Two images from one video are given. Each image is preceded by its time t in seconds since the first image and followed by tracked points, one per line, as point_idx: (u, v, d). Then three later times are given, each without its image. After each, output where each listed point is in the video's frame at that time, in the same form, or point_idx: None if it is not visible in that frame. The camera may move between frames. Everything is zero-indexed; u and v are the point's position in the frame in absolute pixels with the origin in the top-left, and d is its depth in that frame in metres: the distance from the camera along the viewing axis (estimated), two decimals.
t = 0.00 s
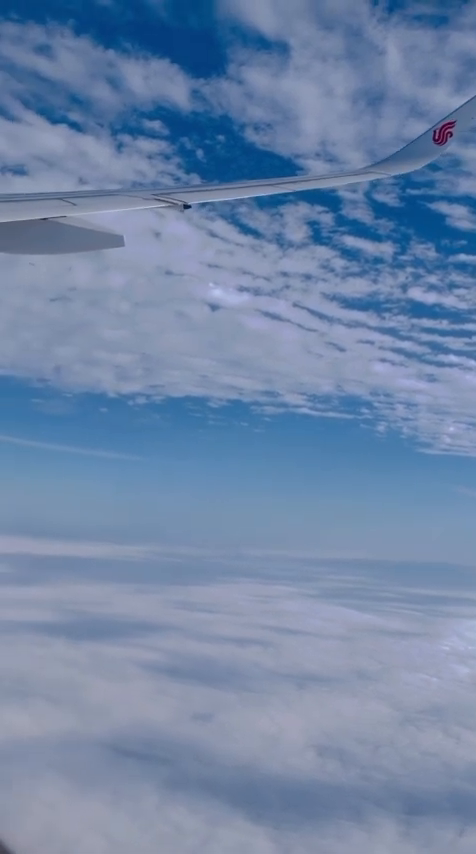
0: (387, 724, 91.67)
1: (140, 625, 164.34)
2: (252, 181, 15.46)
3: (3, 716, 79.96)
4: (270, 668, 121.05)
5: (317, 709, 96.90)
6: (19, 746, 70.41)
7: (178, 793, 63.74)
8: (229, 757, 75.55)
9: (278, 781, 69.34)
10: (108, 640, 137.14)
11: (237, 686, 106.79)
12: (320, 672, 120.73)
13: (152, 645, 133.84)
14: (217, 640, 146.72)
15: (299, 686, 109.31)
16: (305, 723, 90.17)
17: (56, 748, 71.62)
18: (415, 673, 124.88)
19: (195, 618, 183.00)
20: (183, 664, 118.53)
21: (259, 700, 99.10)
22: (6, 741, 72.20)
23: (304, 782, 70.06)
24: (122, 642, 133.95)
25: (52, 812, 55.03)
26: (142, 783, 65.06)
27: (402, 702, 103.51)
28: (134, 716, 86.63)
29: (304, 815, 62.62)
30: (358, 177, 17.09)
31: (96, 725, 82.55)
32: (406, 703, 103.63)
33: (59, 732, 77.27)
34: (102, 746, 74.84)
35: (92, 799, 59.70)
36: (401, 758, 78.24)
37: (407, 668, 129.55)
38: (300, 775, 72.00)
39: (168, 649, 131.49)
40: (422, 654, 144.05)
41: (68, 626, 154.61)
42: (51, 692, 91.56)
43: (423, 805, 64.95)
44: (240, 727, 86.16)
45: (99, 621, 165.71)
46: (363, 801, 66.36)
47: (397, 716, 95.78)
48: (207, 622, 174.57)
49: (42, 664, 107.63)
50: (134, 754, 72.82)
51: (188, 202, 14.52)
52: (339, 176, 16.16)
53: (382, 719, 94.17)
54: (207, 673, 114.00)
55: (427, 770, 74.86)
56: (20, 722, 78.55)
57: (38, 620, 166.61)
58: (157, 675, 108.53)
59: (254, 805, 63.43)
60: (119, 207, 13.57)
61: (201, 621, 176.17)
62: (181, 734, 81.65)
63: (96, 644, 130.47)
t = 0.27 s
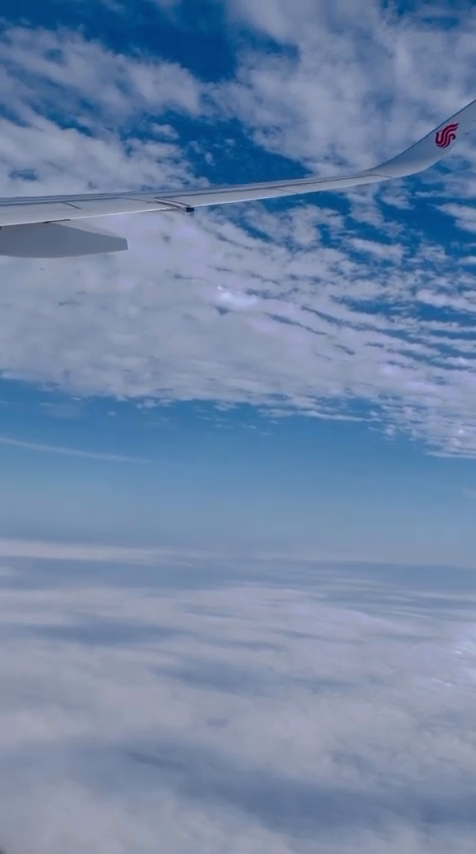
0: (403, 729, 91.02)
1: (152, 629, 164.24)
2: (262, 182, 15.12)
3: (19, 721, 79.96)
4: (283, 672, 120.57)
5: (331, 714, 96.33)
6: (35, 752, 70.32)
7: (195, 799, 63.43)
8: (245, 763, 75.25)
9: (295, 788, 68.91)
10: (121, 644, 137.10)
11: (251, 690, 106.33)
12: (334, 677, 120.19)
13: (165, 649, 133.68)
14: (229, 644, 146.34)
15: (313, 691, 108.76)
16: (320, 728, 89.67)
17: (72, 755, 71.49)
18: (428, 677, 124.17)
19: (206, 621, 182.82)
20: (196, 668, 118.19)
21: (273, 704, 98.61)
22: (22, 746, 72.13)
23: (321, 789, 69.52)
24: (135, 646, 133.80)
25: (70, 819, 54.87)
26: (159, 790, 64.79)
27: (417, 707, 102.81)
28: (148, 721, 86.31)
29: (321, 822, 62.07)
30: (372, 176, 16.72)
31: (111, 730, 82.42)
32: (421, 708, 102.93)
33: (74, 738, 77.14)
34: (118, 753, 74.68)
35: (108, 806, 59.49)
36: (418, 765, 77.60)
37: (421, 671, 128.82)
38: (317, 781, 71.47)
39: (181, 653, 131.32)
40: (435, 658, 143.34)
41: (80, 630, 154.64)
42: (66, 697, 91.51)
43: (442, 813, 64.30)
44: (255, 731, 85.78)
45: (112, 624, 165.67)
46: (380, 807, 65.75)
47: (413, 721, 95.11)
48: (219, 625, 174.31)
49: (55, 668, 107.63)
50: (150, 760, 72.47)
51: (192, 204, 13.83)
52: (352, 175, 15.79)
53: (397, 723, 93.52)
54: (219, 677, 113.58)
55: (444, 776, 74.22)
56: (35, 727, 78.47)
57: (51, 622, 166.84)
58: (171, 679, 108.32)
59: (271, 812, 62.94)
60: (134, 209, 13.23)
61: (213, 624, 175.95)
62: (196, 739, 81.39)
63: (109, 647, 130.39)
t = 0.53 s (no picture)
0: (414, 735, 90.61)
1: (158, 633, 163.74)
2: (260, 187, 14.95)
3: (28, 725, 79.54)
4: (291, 677, 120.07)
5: (341, 720, 95.86)
6: (45, 757, 69.95)
7: (207, 806, 62.97)
8: (256, 768, 74.81)
9: (307, 794, 68.43)
10: (128, 649, 136.51)
11: (260, 695, 105.90)
12: (342, 681, 119.62)
13: (172, 654, 133.15)
14: (237, 648, 145.77)
15: (322, 696, 108.30)
16: (330, 733, 89.12)
17: (83, 761, 71.10)
18: (437, 682, 123.62)
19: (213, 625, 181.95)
20: (204, 673, 117.70)
21: (282, 710, 98.15)
22: (32, 751, 71.74)
23: (334, 795, 69.20)
24: (142, 651, 133.45)
25: (83, 827, 54.49)
26: (169, 796, 64.32)
27: (427, 712, 102.32)
28: (158, 726, 85.89)
29: (335, 830, 61.73)
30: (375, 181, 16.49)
31: (121, 735, 81.99)
32: (431, 713, 102.44)
33: (84, 743, 76.73)
34: (129, 759, 74.26)
35: (119, 813, 59.05)
36: (431, 771, 77.16)
37: (429, 676, 128.30)
38: (329, 787, 71.12)
39: (189, 657, 130.81)
40: (443, 663, 142.71)
41: (86, 634, 154.17)
42: (75, 702, 91.10)
43: (456, 819, 63.81)
44: (265, 736, 85.29)
45: (118, 628, 165.14)
46: (393, 814, 65.38)
47: (424, 726, 94.66)
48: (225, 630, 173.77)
49: (63, 673, 106.98)
50: (162, 766, 72.13)
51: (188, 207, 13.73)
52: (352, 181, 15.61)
53: (408, 729, 93.05)
54: (227, 682, 113.14)
55: (458, 782, 73.81)
56: (44, 731, 78.06)
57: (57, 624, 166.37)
58: (179, 684, 107.81)
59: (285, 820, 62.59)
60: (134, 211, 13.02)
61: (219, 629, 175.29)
62: (207, 744, 80.93)
63: (115, 652, 129.96)
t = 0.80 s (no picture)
0: (423, 741, 89.95)
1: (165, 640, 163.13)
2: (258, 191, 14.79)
3: (36, 732, 79.24)
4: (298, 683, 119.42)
5: (349, 726, 95.26)
6: (53, 763, 69.64)
7: (216, 814, 62.55)
8: (265, 775, 74.35)
9: (317, 800, 67.91)
10: (135, 655, 135.92)
11: (267, 701, 105.32)
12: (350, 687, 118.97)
13: (179, 660, 132.62)
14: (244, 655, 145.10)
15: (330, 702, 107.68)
16: (338, 739, 88.53)
17: (91, 768, 70.75)
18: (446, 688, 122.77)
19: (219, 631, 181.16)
20: (210, 679, 117.12)
21: (290, 716, 97.58)
22: (39, 756, 71.44)
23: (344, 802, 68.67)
24: (149, 656, 132.93)
25: (92, 834, 54.22)
26: (178, 803, 63.90)
27: (436, 718, 101.64)
28: (166, 733, 85.40)
29: (346, 838, 61.22)
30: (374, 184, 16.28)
31: (129, 742, 81.59)
32: (441, 719, 101.75)
33: (92, 750, 76.34)
34: (137, 765, 73.88)
35: (128, 820, 58.71)
36: (441, 778, 76.56)
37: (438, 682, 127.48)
38: (339, 793, 70.60)
39: (195, 664, 130.27)
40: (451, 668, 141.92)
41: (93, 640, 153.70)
42: (82, 708, 90.77)
43: (467, 825, 63.19)
44: (273, 743, 84.76)
45: (124, 635, 164.61)
46: (404, 821, 64.83)
47: (433, 732, 94.00)
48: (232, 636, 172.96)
49: (70, 679, 106.56)
50: (171, 772, 71.68)
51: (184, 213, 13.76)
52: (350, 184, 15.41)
53: (417, 735, 92.38)
54: (235, 688, 112.56)
55: (469, 789, 73.23)
56: (52, 738, 77.73)
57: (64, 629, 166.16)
58: (186, 690, 107.33)
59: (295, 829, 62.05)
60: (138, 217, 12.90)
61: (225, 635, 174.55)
62: (214, 751, 80.45)
63: (122, 658, 129.42)
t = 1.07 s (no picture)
0: (428, 747, 89.39)
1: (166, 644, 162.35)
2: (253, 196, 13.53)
3: (39, 739, 78.41)
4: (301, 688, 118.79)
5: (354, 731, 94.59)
6: (57, 771, 68.82)
7: (222, 822, 61.86)
8: (271, 780, 73.68)
9: (323, 808, 67.28)
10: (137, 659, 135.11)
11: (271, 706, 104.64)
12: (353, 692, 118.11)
13: (180, 664, 131.71)
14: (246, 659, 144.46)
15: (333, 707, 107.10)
16: (343, 745, 87.78)
17: (95, 775, 69.92)
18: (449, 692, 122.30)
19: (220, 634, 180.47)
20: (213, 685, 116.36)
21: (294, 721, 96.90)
22: (43, 764, 70.60)
23: (351, 809, 68.04)
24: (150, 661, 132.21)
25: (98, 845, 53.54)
26: (184, 812, 63.15)
27: (441, 724, 101.11)
28: (169, 740, 84.60)
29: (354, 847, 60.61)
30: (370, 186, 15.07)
31: (133, 749, 80.81)
32: (445, 724, 101.19)
33: (95, 757, 75.57)
34: (142, 772, 73.11)
35: (135, 829, 58.00)
36: (448, 785, 75.96)
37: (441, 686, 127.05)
38: (345, 800, 69.99)
39: (197, 668, 129.33)
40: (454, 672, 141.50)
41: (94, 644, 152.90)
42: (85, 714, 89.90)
43: None
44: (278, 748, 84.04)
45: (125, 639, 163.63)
46: (412, 828, 64.28)
47: (438, 738, 93.43)
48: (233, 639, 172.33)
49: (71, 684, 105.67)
50: (175, 779, 70.91)
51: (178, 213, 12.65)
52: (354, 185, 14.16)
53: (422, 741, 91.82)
54: (237, 693, 111.83)
55: None
56: (55, 745, 76.87)
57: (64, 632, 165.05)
58: (188, 695, 106.45)
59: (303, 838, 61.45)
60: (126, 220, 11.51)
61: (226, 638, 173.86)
62: (219, 757, 79.74)
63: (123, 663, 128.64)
